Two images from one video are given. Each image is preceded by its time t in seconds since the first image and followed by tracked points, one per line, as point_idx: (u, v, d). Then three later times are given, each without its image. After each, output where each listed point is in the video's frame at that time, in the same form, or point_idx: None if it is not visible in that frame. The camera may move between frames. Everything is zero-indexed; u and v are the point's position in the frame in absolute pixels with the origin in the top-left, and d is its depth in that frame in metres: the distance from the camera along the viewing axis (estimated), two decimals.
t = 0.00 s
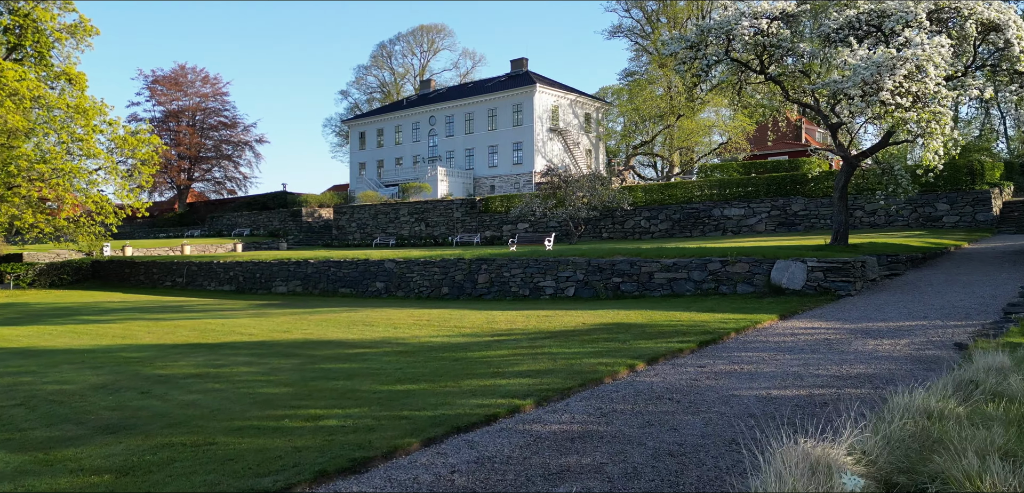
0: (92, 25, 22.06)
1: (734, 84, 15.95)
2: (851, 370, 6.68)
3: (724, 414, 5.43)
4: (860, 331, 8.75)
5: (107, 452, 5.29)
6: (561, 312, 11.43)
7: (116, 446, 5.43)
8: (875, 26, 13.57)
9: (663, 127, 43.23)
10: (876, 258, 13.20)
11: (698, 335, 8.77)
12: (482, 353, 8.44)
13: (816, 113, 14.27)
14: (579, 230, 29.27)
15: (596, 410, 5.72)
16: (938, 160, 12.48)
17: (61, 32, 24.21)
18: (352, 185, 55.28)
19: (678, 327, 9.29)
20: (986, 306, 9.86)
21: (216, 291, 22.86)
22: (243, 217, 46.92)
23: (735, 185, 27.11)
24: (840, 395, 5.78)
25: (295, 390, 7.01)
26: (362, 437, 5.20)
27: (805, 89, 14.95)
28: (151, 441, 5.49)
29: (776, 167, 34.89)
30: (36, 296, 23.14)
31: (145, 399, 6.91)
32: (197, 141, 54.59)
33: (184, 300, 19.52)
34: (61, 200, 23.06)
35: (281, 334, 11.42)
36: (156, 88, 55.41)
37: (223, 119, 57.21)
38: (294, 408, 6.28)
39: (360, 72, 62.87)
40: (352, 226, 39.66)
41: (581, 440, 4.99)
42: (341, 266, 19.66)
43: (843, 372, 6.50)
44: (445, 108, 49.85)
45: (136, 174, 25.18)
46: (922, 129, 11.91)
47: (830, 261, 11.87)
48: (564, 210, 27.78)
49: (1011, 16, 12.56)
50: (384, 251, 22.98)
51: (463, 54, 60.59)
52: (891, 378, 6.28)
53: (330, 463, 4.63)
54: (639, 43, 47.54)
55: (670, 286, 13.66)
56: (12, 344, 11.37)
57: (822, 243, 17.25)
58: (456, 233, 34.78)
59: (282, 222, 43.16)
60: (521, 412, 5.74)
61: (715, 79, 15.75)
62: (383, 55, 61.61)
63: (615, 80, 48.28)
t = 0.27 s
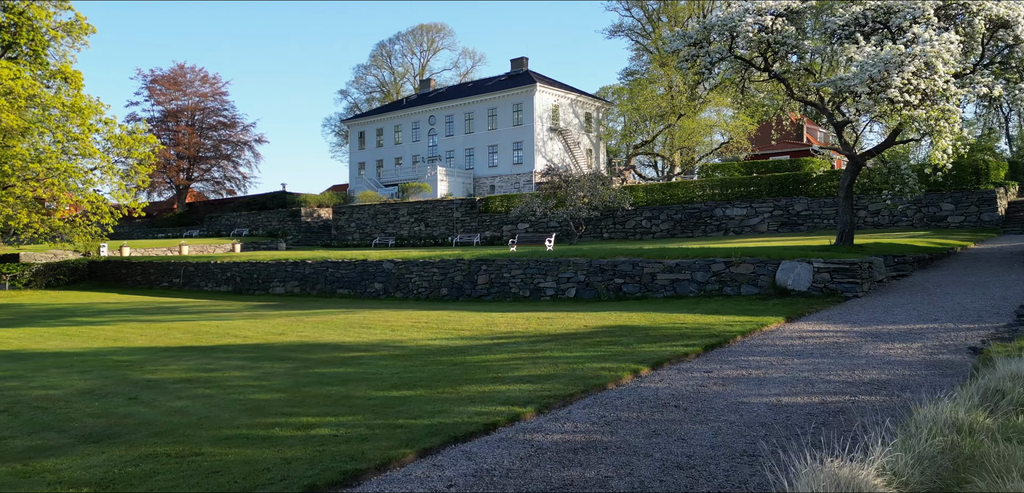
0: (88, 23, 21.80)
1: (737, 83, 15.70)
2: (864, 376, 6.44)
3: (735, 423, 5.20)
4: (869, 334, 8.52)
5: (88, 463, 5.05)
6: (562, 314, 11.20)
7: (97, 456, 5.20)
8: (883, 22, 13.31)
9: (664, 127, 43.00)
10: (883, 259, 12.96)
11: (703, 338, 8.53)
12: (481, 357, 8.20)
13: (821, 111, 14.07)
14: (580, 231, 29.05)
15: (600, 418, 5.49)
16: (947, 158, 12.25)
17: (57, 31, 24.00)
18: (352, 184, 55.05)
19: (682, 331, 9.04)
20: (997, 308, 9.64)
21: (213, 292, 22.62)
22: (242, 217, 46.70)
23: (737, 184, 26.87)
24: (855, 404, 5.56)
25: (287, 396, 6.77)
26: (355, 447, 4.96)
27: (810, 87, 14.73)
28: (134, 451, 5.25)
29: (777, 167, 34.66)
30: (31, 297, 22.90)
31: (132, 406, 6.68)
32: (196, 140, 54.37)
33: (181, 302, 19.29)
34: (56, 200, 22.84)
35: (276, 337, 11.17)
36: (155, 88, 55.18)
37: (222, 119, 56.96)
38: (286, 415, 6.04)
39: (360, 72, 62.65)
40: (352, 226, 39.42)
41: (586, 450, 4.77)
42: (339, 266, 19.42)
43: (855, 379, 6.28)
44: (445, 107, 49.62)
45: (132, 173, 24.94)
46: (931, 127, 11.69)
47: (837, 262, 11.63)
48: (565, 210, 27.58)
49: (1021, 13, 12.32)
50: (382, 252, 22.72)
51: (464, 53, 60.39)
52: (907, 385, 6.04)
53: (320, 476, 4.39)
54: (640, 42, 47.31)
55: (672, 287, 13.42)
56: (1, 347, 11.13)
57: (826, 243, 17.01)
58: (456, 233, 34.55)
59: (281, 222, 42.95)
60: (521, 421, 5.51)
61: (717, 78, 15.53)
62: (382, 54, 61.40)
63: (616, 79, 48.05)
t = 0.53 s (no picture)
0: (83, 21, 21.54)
1: (740, 81, 15.44)
2: (877, 382, 6.19)
3: (745, 433, 4.95)
4: (880, 338, 8.28)
5: (65, 476, 4.78)
6: (563, 317, 10.94)
7: (76, 468, 4.94)
8: (890, 18, 13.06)
9: (665, 127, 42.78)
10: (890, 260, 12.71)
11: (709, 342, 8.28)
12: (479, 362, 7.95)
13: (827, 109, 13.86)
14: (581, 231, 28.80)
15: (604, 428, 5.24)
16: (956, 157, 12.02)
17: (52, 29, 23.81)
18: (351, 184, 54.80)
19: (686, 334, 8.78)
20: (1010, 311, 9.40)
21: (209, 293, 22.37)
22: (241, 217, 46.47)
23: (739, 184, 26.61)
24: (871, 412, 5.32)
25: (278, 403, 6.53)
26: (347, 459, 4.71)
27: (815, 85, 14.51)
28: (115, 463, 5.00)
29: (779, 167, 34.42)
30: (26, 298, 22.64)
31: (117, 413, 6.43)
32: (195, 140, 54.14)
33: (177, 303, 19.04)
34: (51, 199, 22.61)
35: (270, 339, 10.91)
36: (154, 87, 54.94)
37: (221, 119, 56.71)
38: (276, 423, 5.79)
39: (359, 71, 62.42)
40: (351, 226, 39.19)
41: (591, 462, 4.52)
42: (336, 267, 19.17)
43: (869, 386, 6.04)
44: (445, 107, 49.38)
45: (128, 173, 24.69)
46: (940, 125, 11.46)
47: (844, 263, 11.38)
48: (565, 210, 27.37)
49: None
50: (381, 252, 22.47)
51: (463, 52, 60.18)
52: (923, 392, 5.79)
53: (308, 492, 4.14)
54: (641, 41, 47.07)
55: (675, 288, 13.17)
56: None
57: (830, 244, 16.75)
58: (455, 233, 34.30)
59: (279, 222, 42.74)
60: (521, 431, 5.26)
61: (724, 76, 15.37)
62: (382, 53, 61.17)
63: (616, 78, 47.81)
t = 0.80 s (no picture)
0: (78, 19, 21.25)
1: (744, 79, 15.18)
2: (893, 391, 5.93)
3: (758, 446, 4.69)
4: (892, 342, 8.01)
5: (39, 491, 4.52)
6: (563, 320, 10.68)
7: (51, 482, 4.68)
8: (898, 13, 12.78)
9: (666, 126, 42.55)
10: (898, 261, 12.44)
11: (715, 347, 8.02)
12: (478, 367, 7.69)
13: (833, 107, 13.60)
14: (582, 231, 28.57)
15: (608, 440, 4.97)
16: (966, 155, 11.75)
17: (48, 27, 23.56)
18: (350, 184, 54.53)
19: (691, 338, 8.51)
20: None
21: (206, 294, 22.11)
22: (239, 217, 46.21)
23: (741, 184, 26.33)
24: (889, 424, 5.07)
25: (268, 411, 6.26)
26: (337, 474, 4.45)
27: (820, 83, 14.25)
28: (92, 477, 4.73)
29: (780, 166, 34.16)
30: (20, 299, 22.37)
31: (99, 423, 6.17)
32: (194, 140, 53.87)
33: (172, 304, 18.78)
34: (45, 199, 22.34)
35: (264, 343, 10.65)
36: (152, 87, 54.68)
37: (220, 118, 56.45)
38: (264, 434, 5.52)
39: (358, 71, 62.17)
40: (350, 226, 38.95)
41: (595, 479, 4.26)
42: (334, 268, 18.91)
43: (885, 395, 5.78)
44: (444, 106, 49.10)
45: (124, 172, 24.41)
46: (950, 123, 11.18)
47: (852, 264, 11.12)
48: (566, 210, 27.13)
49: None
50: (379, 252, 22.21)
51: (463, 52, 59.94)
52: (942, 402, 5.53)
53: None
54: (641, 40, 46.81)
55: (679, 290, 12.90)
56: None
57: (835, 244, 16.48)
58: (455, 234, 34.04)
59: (278, 222, 42.50)
60: (521, 443, 5.00)
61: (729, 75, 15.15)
62: (381, 53, 60.92)
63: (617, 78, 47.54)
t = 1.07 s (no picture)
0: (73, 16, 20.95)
1: (748, 76, 14.87)
2: (911, 400, 5.65)
3: (774, 462, 4.39)
4: (907, 347, 7.72)
5: None
6: (565, 322, 10.40)
7: None
8: (908, 8, 12.50)
9: (667, 126, 42.30)
10: (907, 262, 12.16)
11: (722, 351, 7.75)
12: (476, 373, 7.41)
13: (839, 104, 13.33)
14: (582, 231, 28.32)
15: (614, 454, 4.69)
16: (977, 153, 11.48)
17: (42, 25, 23.29)
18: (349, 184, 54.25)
19: (697, 342, 8.23)
20: None
21: (201, 295, 21.83)
22: (238, 217, 45.94)
23: (743, 184, 26.01)
24: (911, 436, 4.78)
25: (255, 421, 5.98)
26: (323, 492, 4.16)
27: (827, 80, 13.95)
28: None
29: (783, 166, 33.87)
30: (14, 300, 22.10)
31: (79, 432, 5.89)
32: (192, 140, 53.59)
33: (166, 306, 18.50)
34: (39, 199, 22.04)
35: (256, 346, 10.37)
36: (151, 86, 54.34)
37: (219, 118, 56.18)
38: (250, 445, 5.25)
39: (358, 70, 61.90)
40: (349, 226, 38.69)
41: None
42: (331, 268, 18.63)
43: (904, 405, 5.49)
44: (444, 106, 48.81)
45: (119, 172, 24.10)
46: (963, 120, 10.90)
47: (860, 265, 10.84)
48: (566, 210, 26.85)
49: None
50: (377, 252, 21.92)
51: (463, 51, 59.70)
52: (964, 412, 5.25)
53: None
54: (642, 39, 46.50)
55: (682, 292, 12.61)
56: None
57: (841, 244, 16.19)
58: (455, 234, 33.75)
59: (277, 222, 42.24)
60: (521, 456, 4.72)
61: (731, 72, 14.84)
62: (380, 52, 60.63)
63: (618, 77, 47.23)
